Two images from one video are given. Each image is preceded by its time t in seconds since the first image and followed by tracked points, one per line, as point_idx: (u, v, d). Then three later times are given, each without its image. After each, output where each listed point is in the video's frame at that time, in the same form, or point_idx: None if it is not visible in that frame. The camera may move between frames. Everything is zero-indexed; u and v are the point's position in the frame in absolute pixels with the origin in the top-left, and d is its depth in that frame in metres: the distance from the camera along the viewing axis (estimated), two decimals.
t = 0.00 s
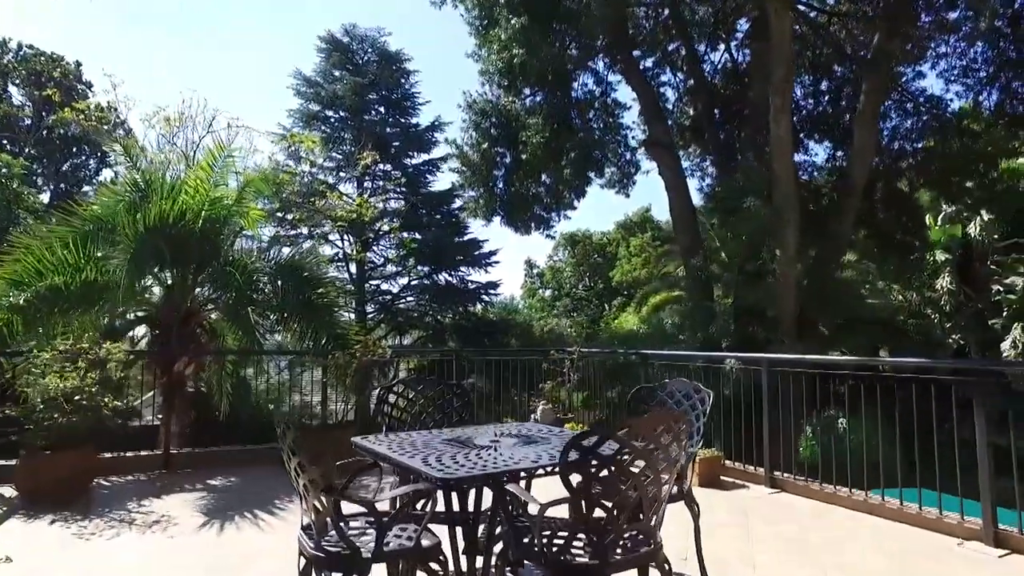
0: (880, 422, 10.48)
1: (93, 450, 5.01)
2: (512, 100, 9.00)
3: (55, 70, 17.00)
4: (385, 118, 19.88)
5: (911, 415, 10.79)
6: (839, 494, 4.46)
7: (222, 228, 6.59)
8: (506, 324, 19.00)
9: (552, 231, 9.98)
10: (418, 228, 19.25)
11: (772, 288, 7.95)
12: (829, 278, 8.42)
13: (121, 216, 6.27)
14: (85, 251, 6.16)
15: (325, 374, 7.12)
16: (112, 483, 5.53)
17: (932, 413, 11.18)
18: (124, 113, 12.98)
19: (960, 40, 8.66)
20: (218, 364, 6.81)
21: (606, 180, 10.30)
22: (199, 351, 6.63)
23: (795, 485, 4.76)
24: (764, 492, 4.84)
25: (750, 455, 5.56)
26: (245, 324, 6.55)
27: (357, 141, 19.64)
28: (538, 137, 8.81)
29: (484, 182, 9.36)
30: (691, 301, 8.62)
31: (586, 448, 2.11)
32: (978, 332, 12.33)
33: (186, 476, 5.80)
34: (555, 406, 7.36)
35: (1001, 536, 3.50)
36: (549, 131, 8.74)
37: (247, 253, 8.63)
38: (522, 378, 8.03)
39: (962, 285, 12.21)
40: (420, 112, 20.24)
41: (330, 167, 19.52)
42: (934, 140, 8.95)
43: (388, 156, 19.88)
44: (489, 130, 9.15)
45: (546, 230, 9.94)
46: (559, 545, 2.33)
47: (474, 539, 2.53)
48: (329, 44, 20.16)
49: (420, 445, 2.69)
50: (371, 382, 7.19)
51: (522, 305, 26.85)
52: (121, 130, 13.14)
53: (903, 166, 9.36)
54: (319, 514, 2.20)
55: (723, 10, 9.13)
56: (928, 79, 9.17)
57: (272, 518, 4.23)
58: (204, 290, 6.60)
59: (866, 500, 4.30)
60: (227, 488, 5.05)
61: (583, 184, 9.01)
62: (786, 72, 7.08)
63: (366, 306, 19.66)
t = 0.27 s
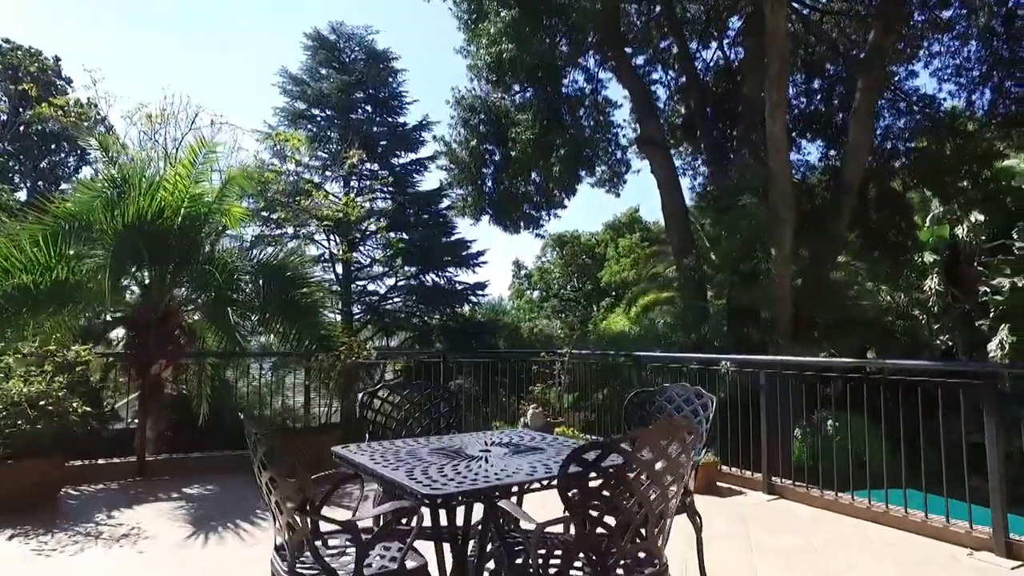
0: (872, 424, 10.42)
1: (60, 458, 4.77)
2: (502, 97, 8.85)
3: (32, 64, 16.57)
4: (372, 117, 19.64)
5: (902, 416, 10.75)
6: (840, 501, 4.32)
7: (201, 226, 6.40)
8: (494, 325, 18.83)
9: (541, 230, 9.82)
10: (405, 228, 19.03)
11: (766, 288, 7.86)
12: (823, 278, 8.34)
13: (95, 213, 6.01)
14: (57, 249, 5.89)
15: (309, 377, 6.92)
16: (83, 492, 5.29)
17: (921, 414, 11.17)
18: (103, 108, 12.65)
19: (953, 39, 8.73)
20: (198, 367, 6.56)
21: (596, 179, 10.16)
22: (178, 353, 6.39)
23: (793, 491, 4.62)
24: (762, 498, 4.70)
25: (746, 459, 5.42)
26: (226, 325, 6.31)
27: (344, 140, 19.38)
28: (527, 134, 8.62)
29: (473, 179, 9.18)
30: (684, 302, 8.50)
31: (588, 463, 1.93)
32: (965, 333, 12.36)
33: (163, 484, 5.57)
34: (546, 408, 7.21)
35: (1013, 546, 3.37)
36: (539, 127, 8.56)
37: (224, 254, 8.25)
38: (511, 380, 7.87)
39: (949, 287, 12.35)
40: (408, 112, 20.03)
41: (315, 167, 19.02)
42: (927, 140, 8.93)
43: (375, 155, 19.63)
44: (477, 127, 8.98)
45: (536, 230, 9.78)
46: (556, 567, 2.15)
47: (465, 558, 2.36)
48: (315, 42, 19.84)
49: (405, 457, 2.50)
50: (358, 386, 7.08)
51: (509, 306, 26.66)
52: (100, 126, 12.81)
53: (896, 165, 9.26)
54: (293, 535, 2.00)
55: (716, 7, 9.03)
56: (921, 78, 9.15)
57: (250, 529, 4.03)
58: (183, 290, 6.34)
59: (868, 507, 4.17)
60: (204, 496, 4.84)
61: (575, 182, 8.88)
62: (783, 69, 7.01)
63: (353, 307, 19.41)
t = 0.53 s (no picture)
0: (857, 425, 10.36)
1: (14, 468, 4.51)
2: (486, 93, 8.69)
3: (2, 57, 16.04)
4: (355, 116, 19.39)
5: (887, 417, 10.73)
6: (835, 508, 4.18)
7: (175, 223, 6.13)
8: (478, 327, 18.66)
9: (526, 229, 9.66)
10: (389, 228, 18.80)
11: (756, 288, 7.75)
12: (812, 278, 8.25)
13: (63, 209, 5.75)
14: (22, 246, 5.63)
15: (290, 377, 6.76)
16: (43, 503, 5.01)
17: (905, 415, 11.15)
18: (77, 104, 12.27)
19: (940, 39, 8.71)
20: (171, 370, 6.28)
21: (582, 177, 10.04)
22: (150, 355, 6.12)
23: (785, 496, 4.48)
24: (754, 504, 4.55)
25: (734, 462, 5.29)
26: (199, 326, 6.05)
27: (326, 138, 19.10)
28: (511, 130, 8.45)
29: (457, 176, 8.98)
30: (671, 302, 8.38)
31: (579, 479, 1.77)
32: (946, 333, 12.41)
33: (131, 492, 5.32)
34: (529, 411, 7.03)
35: (1015, 555, 3.24)
36: (524, 122, 8.38)
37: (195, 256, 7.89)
38: (494, 381, 7.69)
39: (930, 287, 12.43)
40: (392, 110, 19.79)
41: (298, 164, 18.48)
42: (915, 140, 8.89)
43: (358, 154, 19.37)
44: (461, 123, 8.79)
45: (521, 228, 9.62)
46: None
47: None
48: (298, 39, 19.57)
49: (379, 467, 2.31)
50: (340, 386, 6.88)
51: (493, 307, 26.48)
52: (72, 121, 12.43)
53: (883, 165, 9.19)
54: (253, 559, 1.78)
55: (703, 4, 8.92)
56: (908, 78, 9.10)
57: (218, 540, 3.80)
58: (155, 289, 6.08)
59: (864, 513, 4.03)
60: (172, 506, 4.61)
61: (560, 180, 8.72)
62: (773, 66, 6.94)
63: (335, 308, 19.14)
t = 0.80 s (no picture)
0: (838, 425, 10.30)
1: None
2: (464, 87, 8.52)
3: None
4: (333, 113, 19.08)
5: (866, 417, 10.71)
6: (823, 514, 4.03)
7: (137, 218, 5.81)
8: (458, 328, 18.44)
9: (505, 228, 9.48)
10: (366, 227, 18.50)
11: (738, 287, 7.62)
12: (795, 276, 8.15)
13: (14, 201, 5.40)
14: None
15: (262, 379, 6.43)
16: None
17: (885, 415, 11.13)
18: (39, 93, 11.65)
19: (920, 38, 8.69)
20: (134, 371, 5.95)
21: (562, 176, 9.92)
22: (109, 356, 5.80)
23: (770, 502, 4.33)
24: (738, 510, 4.40)
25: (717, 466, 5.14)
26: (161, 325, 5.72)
27: (303, 136, 18.75)
28: (490, 124, 8.25)
29: (434, 173, 8.76)
30: (651, 302, 8.24)
31: (554, 496, 1.58)
32: (923, 334, 12.44)
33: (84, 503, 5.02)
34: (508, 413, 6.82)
35: (1012, 564, 3.11)
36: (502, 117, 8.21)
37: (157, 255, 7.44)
38: (473, 383, 7.48)
39: (909, 288, 12.46)
40: (370, 108, 19.50)
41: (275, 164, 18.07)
42: (895, 139, 8.83)
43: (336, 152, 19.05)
44: (439, 118, 8.58)
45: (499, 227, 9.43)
46: None
47: None
48: (274, 35, 19.21)
49: (338, 480, 2.10)
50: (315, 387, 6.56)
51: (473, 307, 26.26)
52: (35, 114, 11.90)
53: (864, 164, 9.13)
54: None
55: None
56: (889, 77, 9.06)
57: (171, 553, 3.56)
58: (114, 287, 5.74)
59: (853, 519, 3.88)
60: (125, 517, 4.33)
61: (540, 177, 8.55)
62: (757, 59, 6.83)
63: (312, 308, 18.82)
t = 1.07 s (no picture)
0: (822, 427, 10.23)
1: None
2: (445, 82, 8.30)
3: None
4: (316, 111, 18.82)
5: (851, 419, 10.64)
6: (815, 524, 3.86)
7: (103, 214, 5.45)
8: (442, 328, 18.26)
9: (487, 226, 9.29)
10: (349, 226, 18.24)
11: (725, 287, 7.48)
12: (782, 277, 8.02)
13: None
14: None
15: (235, 381, 6.24)
16: None
17: (869, 416, 11.07)
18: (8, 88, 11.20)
19: (908, 36, 8.66)
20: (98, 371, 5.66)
21: (544, 173, 9.80)
22: (72, 358, 5.45)
23: (760, 511, 4.16)
24: (727, 520, 4.22)
25: (704, 472, 4.97)
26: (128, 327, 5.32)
27: (285, 134, 18.44)
28: (472, 119, 8.05)
29: (414, 169, 8.54)
30: (636, 303, 8.08)
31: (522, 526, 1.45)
32: (907, 334, 12.39)
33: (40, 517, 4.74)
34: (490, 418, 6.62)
35: None
36: (484, 113, 8.02)
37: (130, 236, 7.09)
38: (453, 386, 7.24)
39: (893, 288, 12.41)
40: (353, 106, 19.25)
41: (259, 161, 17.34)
42: (883, 138, 8.72)
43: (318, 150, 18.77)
44: (419, 114, 8.37)
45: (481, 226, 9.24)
46: None
47: None
48: (256, 31, 18.83)
49: (294, 498, 1.91)
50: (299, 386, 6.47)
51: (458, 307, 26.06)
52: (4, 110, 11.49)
53: (851, 164, 9.02)
54: None
55: None
56: (876, 75, 8.91)
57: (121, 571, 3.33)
58: (78, 286, 5.28)
59: (845, 530, 3.73)
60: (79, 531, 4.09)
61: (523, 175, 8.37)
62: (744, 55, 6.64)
63: (294, 309, 18.54)
